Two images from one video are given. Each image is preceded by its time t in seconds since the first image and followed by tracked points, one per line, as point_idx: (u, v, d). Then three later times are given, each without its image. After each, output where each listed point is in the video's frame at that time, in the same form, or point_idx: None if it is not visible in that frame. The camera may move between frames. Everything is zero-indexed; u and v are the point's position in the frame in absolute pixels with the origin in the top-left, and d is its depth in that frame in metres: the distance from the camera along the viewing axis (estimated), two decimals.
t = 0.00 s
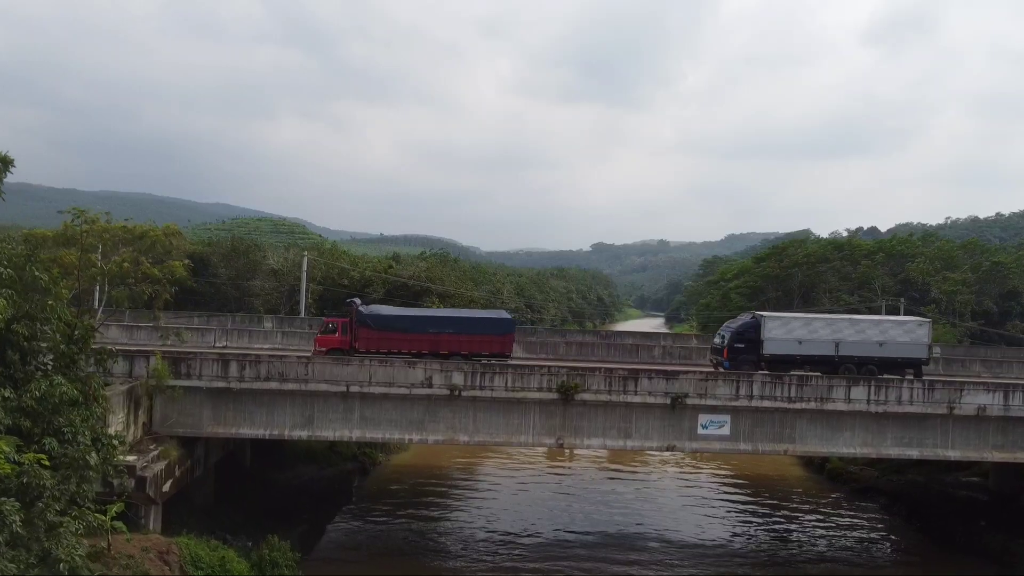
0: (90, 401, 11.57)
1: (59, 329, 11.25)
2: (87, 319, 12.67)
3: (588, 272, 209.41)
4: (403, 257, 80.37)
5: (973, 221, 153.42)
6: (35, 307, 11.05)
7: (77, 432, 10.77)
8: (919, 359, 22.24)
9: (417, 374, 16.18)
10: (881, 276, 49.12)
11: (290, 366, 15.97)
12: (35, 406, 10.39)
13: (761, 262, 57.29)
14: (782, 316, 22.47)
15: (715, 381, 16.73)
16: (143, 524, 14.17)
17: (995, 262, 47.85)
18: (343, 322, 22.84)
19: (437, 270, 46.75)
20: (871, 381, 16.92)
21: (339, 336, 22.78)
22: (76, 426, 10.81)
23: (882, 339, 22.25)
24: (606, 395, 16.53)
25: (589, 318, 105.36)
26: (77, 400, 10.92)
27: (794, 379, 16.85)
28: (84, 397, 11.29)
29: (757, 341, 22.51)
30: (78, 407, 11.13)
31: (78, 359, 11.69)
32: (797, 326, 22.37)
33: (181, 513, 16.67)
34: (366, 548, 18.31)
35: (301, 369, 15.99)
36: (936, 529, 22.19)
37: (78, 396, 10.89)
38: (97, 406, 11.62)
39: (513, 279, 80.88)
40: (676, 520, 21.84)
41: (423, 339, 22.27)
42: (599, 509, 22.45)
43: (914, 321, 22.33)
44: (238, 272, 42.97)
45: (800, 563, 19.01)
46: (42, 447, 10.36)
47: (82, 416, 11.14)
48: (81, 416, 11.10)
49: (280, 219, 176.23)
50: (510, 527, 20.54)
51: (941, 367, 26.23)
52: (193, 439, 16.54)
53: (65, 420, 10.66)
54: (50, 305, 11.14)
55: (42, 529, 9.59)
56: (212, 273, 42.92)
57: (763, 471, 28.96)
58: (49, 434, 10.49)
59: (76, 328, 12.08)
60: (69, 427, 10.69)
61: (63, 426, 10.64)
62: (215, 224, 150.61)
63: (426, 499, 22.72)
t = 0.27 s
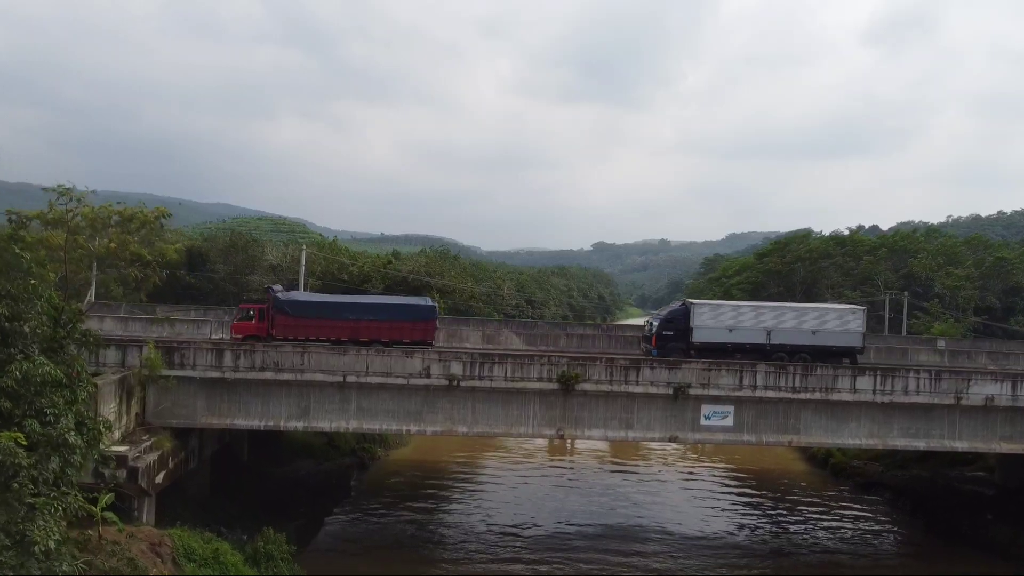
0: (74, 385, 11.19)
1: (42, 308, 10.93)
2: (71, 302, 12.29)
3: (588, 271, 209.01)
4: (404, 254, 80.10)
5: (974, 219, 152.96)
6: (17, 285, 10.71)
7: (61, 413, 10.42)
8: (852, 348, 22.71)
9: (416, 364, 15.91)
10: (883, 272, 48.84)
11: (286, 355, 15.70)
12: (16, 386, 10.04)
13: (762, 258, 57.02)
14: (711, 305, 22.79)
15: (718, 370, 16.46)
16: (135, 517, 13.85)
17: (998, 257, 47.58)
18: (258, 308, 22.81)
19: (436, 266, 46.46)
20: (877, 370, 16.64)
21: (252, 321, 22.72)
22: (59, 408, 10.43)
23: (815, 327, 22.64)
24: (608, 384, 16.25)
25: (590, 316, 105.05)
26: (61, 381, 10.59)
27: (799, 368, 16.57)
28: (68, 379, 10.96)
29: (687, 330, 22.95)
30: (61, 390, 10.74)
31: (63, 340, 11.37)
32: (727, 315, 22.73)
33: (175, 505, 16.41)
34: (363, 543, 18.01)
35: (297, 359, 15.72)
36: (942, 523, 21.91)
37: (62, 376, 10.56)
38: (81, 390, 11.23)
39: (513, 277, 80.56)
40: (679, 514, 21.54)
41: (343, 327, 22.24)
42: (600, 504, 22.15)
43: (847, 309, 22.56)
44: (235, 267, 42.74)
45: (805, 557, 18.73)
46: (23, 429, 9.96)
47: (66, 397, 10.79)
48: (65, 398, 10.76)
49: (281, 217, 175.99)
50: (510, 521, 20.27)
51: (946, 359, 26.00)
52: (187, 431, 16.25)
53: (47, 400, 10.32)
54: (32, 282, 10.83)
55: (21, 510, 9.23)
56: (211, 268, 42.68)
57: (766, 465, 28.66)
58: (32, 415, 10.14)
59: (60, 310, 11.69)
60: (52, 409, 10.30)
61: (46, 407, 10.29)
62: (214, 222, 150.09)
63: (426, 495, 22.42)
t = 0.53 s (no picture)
0: (59, 366, 10.99)
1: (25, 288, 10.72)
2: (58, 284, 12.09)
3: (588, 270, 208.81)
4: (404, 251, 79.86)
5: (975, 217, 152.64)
6: None
7: (41, 394, 10.19)
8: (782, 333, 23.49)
9: (413, 353, 15.63)
10: (886, 267, 48.56)
11: (281, 345, 15.42)
12: None
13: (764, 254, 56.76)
14: (638, 294, 23.60)
15: (721, 360, 16.18)
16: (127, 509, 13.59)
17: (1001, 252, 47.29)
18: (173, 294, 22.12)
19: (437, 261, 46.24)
20: (883, 360, 16.36)
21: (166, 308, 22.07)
22: (41, 389, 10.23)
23: (745, 315, 23.46)
24: (609, 374, 15.97)
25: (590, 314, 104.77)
26: (43, 362, 10.36)
27: (803, 358, 16.29)
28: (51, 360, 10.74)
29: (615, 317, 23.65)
30: (45, 370, 10.54)
31: (48, 321, 11.17)
32: (656, 303, 23.56)
33: (169, 498, 16.12)
34: (361, 537, 17.73)
35: (292, 348, 15.44)
36: (947, 517, 21.63)
37: (43, 356, 10.34)
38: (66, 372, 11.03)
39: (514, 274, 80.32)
40: (681, 508, 21.26)
41: (255, 314, 22.08)
42: (602, 498, 21.86)
43: (775, 296, 23.59)
44: (233, 263, 42.50)
45: (810, 551, 18.44)
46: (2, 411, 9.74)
47: (48, 379, 10.56)
48: (47, 379, 10.53)
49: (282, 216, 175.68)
50: (510, 515, 19.99)
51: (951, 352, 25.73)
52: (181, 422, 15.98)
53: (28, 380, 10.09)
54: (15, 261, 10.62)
55: None
56: (210, 263, 42.41)
57: (769, 460, 28.38)
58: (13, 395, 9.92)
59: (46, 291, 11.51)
60: (32, 390, 10.07)
61: (27, 388, 10.05)
62: (214, 221, 149.90)
63: (424, 489, 22.15)
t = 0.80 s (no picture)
0: (42, 348, 10.91)
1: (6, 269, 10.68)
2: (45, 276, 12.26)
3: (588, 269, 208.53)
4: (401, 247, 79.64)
5: (976, 216, 152.38)
6: None
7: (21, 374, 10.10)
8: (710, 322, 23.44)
9: (411, 344, 15.34)
10: (889, 263, 48.28)
11: (275, 335, 15.13)
12: None
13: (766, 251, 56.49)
14: (564, 282, 23.37)
15: (724, 350, 15.89)
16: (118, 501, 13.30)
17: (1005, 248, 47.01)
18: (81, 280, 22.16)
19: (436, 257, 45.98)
20: (889, 350, 16.07)
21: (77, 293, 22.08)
22: (21, 370, 10.15)
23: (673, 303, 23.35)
24: (610, 365, 15.67)
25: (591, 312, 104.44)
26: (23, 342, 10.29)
27: (808, 348, 16.00)
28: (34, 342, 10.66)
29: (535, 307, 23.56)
30: (26, 353, 10.50)
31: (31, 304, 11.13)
32: (578, 291, 23.41)
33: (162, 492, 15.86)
34: (357, 531, 17.41)
35: (287, 338, 15.15)
36: (953, 511, 21.34)
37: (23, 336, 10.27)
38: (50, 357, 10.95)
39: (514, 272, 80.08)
40: (683, 503, 20.96)
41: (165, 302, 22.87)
42: (602, 493, 21.56)
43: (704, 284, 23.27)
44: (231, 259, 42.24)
45: (815, 545, 18.12)
46: None
47: (30, 360, 10.48)
48: (28, 361, 10.44)
49: (280, 215, 174.76)
50: (509, 510, 19.68)
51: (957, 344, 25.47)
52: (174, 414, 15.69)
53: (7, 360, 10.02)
54: None
55: None
56: (207, 258, 42.15)
57: (772, 455, 28.10)
58: None
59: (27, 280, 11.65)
60: (12, 369, 10.00)
61: (7, 368, 9.98)
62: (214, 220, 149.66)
63: (423, 484, 21.86)
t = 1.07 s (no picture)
0: (21, 328, 11.01)
1: None
2: (23, 272, 12.27)
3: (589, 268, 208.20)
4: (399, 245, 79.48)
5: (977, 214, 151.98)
6: None
7: None
8: (632, 309, 23.93)
9: (408, 333, 15.05)
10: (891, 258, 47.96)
11: (270, 324, 14.84)
12: None
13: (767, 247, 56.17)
14: (484, 268, 23.81)
15: (727, 340, 15.60)
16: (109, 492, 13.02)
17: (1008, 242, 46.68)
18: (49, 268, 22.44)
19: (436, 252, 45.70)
20: (894, 340, 15.79)
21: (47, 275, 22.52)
22: None
23: (595, 291, 23.86)
24: (611, 355, 15.38)
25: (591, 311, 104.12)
26: None
27: (812, 337, 15.71)
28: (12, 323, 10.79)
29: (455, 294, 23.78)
30: (4, 334, 10.65)
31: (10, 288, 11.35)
32: (496, 279, 23.68)
33: (156, 485, 15.55)
34: (354, 525, 17.13)
35: (282, 328, 14.87)
36: (958, 504, 21.05)
37: None
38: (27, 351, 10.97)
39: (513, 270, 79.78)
40: (684, 496, 20.67)
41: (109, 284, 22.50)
42: (603, 487, 21.27)
43: (625, 272, 23.87)
44: (228, 255, 41.97)
45: (819, 539, 17.83)
46: None
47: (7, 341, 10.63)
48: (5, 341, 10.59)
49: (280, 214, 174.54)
50: (508, 504, 19.39)
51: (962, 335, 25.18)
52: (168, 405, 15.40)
53: None
54: None
55: None
56: (205, 254, 41.86)
57: (774, 450, 27.79)
58: None
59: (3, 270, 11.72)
60: None
61: None
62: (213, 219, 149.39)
63: (421, 479, 21.57)
